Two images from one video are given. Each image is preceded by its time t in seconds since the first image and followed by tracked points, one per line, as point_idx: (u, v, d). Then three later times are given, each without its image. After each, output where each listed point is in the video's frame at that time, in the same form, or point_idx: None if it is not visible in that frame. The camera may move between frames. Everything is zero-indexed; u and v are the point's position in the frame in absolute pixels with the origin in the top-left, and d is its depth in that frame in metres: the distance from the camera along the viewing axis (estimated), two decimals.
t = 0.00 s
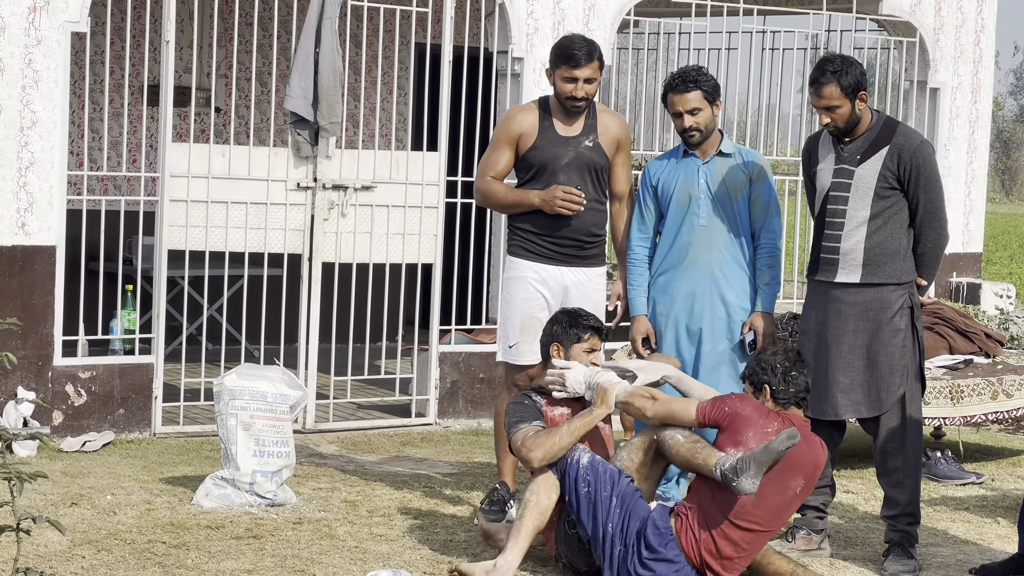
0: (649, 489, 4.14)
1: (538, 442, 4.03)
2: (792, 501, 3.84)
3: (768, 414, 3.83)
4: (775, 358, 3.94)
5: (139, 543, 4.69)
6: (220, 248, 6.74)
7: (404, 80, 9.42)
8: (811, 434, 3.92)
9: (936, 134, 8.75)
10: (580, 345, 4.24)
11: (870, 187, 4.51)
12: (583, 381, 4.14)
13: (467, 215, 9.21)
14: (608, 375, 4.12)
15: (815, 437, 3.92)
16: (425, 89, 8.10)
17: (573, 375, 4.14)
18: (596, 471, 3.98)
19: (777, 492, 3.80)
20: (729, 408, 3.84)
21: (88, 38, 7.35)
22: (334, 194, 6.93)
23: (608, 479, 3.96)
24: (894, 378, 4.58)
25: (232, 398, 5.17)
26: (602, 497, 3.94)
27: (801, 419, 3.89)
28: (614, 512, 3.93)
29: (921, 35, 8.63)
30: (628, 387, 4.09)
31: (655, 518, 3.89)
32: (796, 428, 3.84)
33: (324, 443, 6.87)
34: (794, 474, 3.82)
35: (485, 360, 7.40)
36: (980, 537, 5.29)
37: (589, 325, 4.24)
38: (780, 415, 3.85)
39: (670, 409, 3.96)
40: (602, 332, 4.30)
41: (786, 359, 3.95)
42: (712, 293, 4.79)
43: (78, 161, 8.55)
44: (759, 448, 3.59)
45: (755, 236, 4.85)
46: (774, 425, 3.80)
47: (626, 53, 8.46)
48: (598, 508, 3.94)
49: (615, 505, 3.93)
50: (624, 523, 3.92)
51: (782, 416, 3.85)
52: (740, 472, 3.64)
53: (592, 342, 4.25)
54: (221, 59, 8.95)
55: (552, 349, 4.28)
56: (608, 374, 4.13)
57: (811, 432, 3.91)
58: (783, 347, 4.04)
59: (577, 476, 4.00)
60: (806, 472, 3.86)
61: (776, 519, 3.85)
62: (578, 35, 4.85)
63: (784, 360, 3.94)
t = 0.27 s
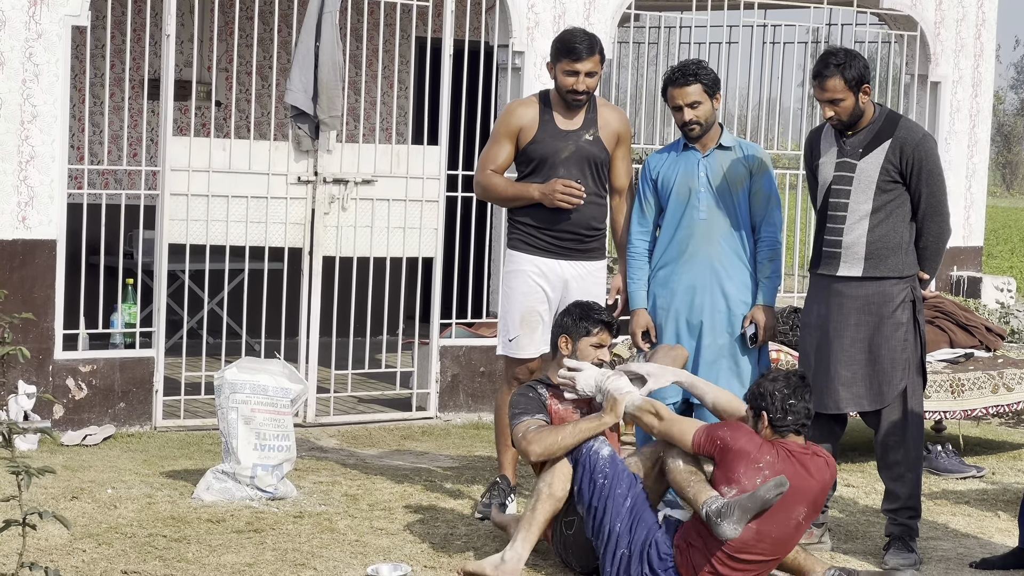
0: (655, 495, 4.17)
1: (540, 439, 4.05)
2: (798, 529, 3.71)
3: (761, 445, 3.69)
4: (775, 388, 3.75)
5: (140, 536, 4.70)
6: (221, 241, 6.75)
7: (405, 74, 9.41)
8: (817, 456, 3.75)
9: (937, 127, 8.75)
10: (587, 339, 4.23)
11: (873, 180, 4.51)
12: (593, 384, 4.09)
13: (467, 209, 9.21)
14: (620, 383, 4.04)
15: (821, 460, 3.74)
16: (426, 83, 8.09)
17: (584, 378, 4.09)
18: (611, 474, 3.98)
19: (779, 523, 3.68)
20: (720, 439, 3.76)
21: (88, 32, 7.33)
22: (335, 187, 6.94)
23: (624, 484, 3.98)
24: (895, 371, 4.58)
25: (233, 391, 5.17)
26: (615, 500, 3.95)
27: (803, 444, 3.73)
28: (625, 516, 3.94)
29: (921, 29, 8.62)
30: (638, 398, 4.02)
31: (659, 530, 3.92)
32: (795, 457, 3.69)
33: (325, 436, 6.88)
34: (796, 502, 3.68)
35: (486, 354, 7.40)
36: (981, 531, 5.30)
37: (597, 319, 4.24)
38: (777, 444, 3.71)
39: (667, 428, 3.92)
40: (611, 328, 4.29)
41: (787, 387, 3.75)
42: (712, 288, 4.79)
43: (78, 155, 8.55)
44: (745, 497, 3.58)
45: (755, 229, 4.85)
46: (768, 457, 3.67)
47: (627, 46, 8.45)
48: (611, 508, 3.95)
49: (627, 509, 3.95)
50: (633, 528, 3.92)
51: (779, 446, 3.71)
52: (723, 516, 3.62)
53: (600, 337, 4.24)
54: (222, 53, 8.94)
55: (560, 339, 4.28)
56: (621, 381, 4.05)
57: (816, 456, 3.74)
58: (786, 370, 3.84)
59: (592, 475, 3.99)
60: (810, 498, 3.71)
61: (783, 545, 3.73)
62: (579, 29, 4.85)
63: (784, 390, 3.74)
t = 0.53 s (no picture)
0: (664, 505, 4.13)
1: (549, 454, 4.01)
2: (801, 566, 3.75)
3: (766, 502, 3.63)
4: (790, 442, 3.58)
5: (140, 530, 4.70)
6: (221, 235, 6.75)
7: (404, 67, 9.40)
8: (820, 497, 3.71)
9: (937, 120, 8.74)
10: (604, 344, 4.08)
11: (873, 173, 4.51)
12: (619, 401, 3.90)
13: (467, 203, 9.20)
14: (643, 413, 3.83)
15: (826, 499, 3.71)
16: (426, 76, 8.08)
17: (610, 396, 3.91)
18: (614, 478, 3.98)
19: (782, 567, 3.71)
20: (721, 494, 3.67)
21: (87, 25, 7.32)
22: (334, 181, 6.93)
23: (627, 486, 3.98)
24: (895, 364, 4.58)
25: (233, 385, 5.18)
26: (616, 503, 3.96)
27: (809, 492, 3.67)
28: (625, 519, 3.94)
29: (921, 21, 8.61)
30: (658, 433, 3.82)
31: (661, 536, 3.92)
32: (801, 509, 3.65)
33: (325, 430, 6.88)
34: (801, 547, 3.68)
35: (486, 347, 7.41)
36: (981, 524, 5.30)
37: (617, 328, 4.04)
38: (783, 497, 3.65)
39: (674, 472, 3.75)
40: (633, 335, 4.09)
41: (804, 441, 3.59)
42: (712, 280, 4.79)
43: (78, 149, 8.54)
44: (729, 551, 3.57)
45: (755, 221, 4.85)
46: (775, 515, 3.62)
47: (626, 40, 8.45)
48: (611, 508, 3.96)
49: (627, 511, 3.95)
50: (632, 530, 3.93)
51: (785, 499, 3.64)
52: (706, 566, 3.63)
53: (619, 345, 4.07)
54: (221, 46, 8.93)
55: (580, 337, 4.17)
56: (646, 408, 3.85)
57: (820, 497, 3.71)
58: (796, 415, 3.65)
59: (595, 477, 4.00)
60: (814, 539, 3.71)
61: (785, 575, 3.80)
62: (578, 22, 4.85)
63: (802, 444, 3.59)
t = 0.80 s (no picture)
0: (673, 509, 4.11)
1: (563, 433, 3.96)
2: None
3: (735, 547, 3.57)
4: (762, 496, 3.44)
5: (141, 524, 4.71)
6: (221, 230, 6.74)
7: (404, 61, 9.39)
8: (803, 534, 3.56)
9: (936, 112, 8.73)
10: (644, 354, 3.94)
11: (873, 165, 4.51)
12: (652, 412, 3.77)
13: (467, 196, 9.19)
14: (668, 440, 3.75)
15: (809, 536, 3.56)
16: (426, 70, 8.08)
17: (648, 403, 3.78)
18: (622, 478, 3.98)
19: None
20: (695, 535, 3.64)
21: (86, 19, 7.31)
22: (334, 175, 6.93)
23: (634, 487, 3.97)
24: (895, 357, 4.58)
25: (233, 379, 5.18)
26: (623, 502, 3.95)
27: (786, 534, 3.54)
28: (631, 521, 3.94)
29: (921, 14, 8.61)
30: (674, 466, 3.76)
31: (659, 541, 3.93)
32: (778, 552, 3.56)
33: (325, 424, 6.88)
34: None
35: (486, 341, 7.41)
36: (981, 516, 5.31)
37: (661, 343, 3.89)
38: (755, 542, 3.56)
39: (665, 506, 3.75)
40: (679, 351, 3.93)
41: (774, 493, 3.43)
42: (712, 272, 4.79)
43: (77, 143, 8.54)
44: None
45: (756, 213, 4.85)
46: (745, 560, 3.56)
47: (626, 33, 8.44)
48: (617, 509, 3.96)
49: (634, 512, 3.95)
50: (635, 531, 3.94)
51: (757, 544, 3.56)
52: None
53: (659, 359, 3.92)
54: (220, 41, 8.92)
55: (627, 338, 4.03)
56: (672, 435, 3.76)
57: (803, 534, 3.56)
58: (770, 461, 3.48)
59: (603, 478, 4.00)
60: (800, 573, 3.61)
61: None
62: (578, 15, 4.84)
63: (773, 495, 3.44)
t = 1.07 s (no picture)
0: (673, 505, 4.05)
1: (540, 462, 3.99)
2: None
3: (711, 547, 3.51)
4: (717, 497, 3.40)
5: (141, 521, 4.71)
6: (220, 226, 6.74)
7: (403, 57, 9.39)
8: (773, 517, 3.55)
9: (935, 108, 8.72)
10: (601, 358, 3.91)
11: (873, 161, 4.51)
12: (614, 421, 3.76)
13: (467, 193, 9.19)
14: (634, 445, 3.74)
15: (780, 518, 3.55)
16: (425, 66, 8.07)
17: (607, 415, 3.77)
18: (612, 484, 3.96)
19: None
20: (670, 541, 3.58)
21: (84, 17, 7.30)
22: (334, 171, 6.93)
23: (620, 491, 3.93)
24: (895, 352, 4.58)
25: (233, 376, 5.18)
26: (617, 507, 3.94)
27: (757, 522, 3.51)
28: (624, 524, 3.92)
29: (920, 9, 8.60)
30: (648, 467, 3.75)
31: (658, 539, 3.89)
32: (746, 540, 3.52)
33: (325, 420, 6.88)
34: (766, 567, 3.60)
35: (486, 337, 7.41)
36: (981, 511, 5.31)
37: (619, 346, 3.87)
38: (727, 538, 3.52)
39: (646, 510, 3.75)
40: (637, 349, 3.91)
41: (731, 492, 3.38)
42: (712, 268, 4.79)
43: (76, 141, 8.54)
44: None
45: (755, 208, 4.85)
46: (722, 556, 3.52)
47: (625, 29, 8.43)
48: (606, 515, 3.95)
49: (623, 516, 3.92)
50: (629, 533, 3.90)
51: (729, 540, 3.51)
52: None
53: (616, 361, 3.90)
54: (219, 37, 8.91)
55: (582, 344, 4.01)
56: (638, 439, 3.74)
57: (774, 518, 3.55)
58: (722, 458, 3.41)
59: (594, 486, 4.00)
60: (779, 556, 3.60)
61: None
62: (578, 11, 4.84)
63: (729, 495, 3.39)
